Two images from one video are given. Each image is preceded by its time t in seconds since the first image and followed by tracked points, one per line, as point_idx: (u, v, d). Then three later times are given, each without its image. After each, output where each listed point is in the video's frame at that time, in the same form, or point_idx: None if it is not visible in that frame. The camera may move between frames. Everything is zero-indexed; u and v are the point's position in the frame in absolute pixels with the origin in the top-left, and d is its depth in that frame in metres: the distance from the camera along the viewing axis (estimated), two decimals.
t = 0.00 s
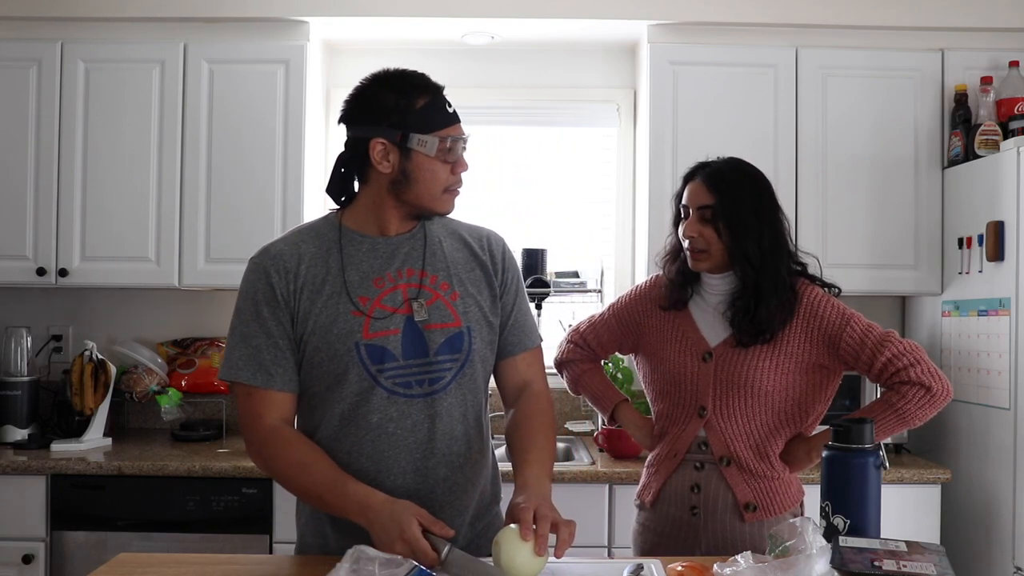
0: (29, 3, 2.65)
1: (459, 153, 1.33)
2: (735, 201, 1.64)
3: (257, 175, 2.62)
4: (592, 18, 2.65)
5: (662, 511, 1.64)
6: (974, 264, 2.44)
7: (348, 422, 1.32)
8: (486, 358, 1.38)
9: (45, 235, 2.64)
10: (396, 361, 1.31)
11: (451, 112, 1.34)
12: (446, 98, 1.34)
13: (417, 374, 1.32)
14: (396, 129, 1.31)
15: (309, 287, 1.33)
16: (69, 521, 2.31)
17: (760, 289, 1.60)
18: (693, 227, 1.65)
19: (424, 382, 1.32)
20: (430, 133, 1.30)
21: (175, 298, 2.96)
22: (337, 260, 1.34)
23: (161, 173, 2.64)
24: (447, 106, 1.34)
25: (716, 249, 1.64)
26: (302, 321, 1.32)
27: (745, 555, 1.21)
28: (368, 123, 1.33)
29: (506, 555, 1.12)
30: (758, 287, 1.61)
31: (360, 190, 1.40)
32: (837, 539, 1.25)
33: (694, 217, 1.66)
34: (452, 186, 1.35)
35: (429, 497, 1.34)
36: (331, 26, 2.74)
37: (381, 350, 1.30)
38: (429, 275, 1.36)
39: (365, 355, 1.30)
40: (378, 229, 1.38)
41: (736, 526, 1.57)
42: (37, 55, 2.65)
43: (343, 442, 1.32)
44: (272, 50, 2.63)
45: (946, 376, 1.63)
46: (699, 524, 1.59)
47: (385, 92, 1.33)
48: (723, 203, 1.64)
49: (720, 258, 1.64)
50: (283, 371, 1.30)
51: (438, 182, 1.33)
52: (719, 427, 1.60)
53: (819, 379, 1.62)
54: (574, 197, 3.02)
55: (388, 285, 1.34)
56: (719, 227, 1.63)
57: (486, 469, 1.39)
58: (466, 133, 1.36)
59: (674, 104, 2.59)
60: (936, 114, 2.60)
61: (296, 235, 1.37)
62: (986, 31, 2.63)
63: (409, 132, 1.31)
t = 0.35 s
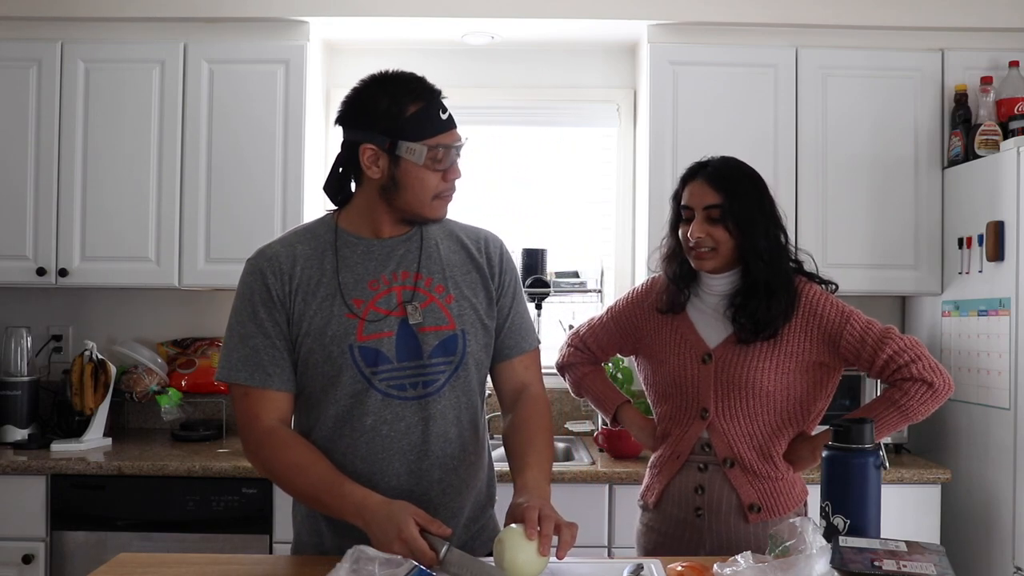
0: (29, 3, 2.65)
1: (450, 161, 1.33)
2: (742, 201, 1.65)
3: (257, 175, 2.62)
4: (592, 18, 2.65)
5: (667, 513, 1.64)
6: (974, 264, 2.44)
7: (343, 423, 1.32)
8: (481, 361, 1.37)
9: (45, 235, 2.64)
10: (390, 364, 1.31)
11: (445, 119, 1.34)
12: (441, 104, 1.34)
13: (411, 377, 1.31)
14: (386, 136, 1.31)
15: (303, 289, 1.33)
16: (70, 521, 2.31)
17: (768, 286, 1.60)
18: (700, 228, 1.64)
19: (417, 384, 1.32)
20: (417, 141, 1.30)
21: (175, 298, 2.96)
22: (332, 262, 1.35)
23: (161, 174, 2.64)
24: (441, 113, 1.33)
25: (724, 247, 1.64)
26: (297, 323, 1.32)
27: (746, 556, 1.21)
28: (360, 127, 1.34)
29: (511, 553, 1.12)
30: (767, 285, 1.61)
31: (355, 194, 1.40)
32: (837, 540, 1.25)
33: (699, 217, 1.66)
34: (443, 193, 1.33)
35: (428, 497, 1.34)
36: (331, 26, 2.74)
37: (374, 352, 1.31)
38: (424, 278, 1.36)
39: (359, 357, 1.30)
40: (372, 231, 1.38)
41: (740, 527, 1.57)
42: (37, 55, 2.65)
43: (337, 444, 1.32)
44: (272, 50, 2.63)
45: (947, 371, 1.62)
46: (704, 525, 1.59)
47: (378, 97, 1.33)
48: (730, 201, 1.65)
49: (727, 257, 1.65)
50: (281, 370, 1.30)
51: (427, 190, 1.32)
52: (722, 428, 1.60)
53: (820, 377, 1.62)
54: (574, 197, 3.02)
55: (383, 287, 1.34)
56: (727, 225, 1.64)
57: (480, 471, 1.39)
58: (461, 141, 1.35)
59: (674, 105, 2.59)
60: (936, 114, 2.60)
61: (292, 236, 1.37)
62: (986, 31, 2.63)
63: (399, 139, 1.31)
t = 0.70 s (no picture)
0: (30, 3, 2.65)
1: (415, 175, 1.28)
2: (727, 203, 1.65)
3: (257, 175, 2.62)
4: (592, 18, 2.65)
5: (665, 512, 1.64)
6: (974, 264, 2.44)
7: (342, 422, 1.32)
8: (479, 363, 1.37)
9: (45, 235, 2.64)
10: (387, 363, 1.31)
11: (421, 132, 1.28)
12: (421, 117, 1.28)
13: (409, 377, 1.31)
14: (360, 137, 1.31)
15: (302, 287, 1.33)
16: (70, 521, 2.31)
17: (754, 290, 1.60)
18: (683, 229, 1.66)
19: (415, 384, 1.32)
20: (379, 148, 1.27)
21: (175, 298, 2.96)
22: (331, 261, 1.35)
23: (161, 173, 2.64)
24: (418, 126, 1.28)
25: (709, 250, 1.65)
26: (296, 321, 1.32)
27: (746, 555, 1.21)
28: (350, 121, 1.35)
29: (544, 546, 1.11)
30: (749, 288, 1.61)
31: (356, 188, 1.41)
32: (837, 540, 1.25)
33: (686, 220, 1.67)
34: (403, 206, 1.30)
35: (427, 496, 1.34)
36: (331, 26, 2.74)
37: (371, 350, 1.30)
38: (423, 278, 1.36)
39: (355, 355, 1.30)
40: (359, 228, 1.38)
41: (738, 526, 1.57)
42: (37, 55, 2.65)
43: (335, 443, 1.32)
44: (272, 50, 2.63)
45: (945, 371, 1.62)
46: (702, 524, 1.59)
47: (369, 97, 1.32)
48: (714, 203, 1.65)
49: (714, 259, 1.65)
50: (281, 367, 1.30)
51: (387, 198, 1.30)
52: (720, 428, 1.60)
53: (819, 377, 1.62)
54: (574, 197, 3.02)
55: (381, 287, 1.34)
56: (710, 227, 1.64)
57: (482, 472, 1.39)
58: (444, 155, 1.30)
59: (674, 105, 2.59)
60: (936, 114, 2.60)
61: (293, 235, 1.38)
62: (986, 31, 2.63)
63: (366, 143, 1.30)
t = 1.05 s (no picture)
0: (30, 3, 2.65)
1: (424, 174, 1.29)
2: (726, 199, 1.65)
3: (257, 176, 2.62)
4: (592, 18, 2.65)
5: (661, 512, 1.64)
6: (974, 264, 2.44)
7: (340, 420, 1.32)
8: (479, 363, 1.37)
9: (45, 235, 2.64)
10: (386, 362, 1.31)
11: (429, 132, 1.29)
12: (428, 116, 1.30)
13: (409, 376, 1.31)
14: (366, 138, 1.31)
15: (302, 285, 1.33)
16: (69, 521, 2.31)
17: (751, 286, 1.61)
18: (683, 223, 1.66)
19: (415, 384, 1.32)
20: (387, 148, 1.28)
21: (175, 298, 2.96)
22: (331, 260, 1.35)
23: (161, 174, 2.64)
24: (425, 126, 1.29)
25: (707, 246, 1.65)
26: (295, 319, 1.32)
27: (746, 555, 1.22)
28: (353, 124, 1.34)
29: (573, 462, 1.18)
30: (749, 285, 1.62)
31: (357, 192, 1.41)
32: (837, 540, 1.25)
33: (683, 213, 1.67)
34: (412, 205, 1.30)
35: (427, 496, 1.34)
36: (332, 26, 2.74)
37: (370, 349, 1.30)
38: (423, 278, 1.36)
39: (355, 354, 1.30)
40: (361, 229, 1.38)
41: (732, 527, 1.57)
42: (37, 55, 2.65)
43: (333, 442, 1.32)
44: (272, 50, 2.63)
45: (940, 375, 1.61)
46: (697, 524, 1.59)
47: (372, 99, 1.32)
48: (713, 199, 1.66)
49: (711, 254, 1.66)
50: (281, 365, 1.30)
51: (394, 197, 1.29)
52: (714, 428, 1.60)
53: (813, 378, 1.61)
54: (574, 197, 3.02)
55: (381, 286, 1.34)
56: (709, 221, 1.64)
57: (481, 472, 1.39)
58: (448, 155, 1.31)
59: (674, 105, 2.59)
60: (936, 114, 2.60)
61: (293, 234, 1.38)
62: (986, 31, 2.63)
63: (373, 144, 1.30)
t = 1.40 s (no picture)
0: (30, 3, 2.65)
1: (432, 173, 1.29)
2: (724, 201, 1.65)
3: (257, 176, 2.62)
4: (592, 18, 2.65)
5: (661, 512, 1.64)
6: (974, 264, 2.44)
7: (342, 420, 1.31)
8: (481, 362, 1.37)
9: (45, 234, 2.64)
10: (389, 361, 1.31)
11: (437, 131, 1.29)
12: (435, 115, 1.30)
13: (413, 374, 1.31)
14: (373, 136, 1.31)
15: (304, 284, 1.33)
16: (69, 521, 2.31)
17: (751, 286, 1.60)
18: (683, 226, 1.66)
19: (418, 382, 1.32)
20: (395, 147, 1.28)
21: (175, 298, 2.96)
22: (334, 259, 1.35)
23: (161, 174, 2.64)
24: (433, 125, 1.29)
25: (707, 248, 1.65)
26: (298, 318, 1.32)
27: (746, 555, 1.22)
28: (357, 124, 1.34)
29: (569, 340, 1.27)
30: (749, 284, 1.61)
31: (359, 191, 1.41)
32: (837, 540, 1.25)
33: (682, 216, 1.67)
34: (419, 203, 1.31)
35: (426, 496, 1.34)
36: (332, 26, 2.74)
37: (374, 348, 1.31)
38: (425, 277, 1.36)
39: (358, 353, 1.31)
40: (363, 228, 1.38)
41: (731, 527, 1.57)
42: (37, 55, 2.65)
43: (333, 443, 1.32)
44: (272, 50, 2.63)
45: (940, 372, 1.61)
46: (696, 524, 1.59)
47: (378, 98, 1.32)
48: (711, 200, 1.65)
49: (713, 257, 1.66)
50: (281, 364, 1.30)
51: (400, 195, 1.30)
52: (713, 427, 1.60)
53: (812, 377, 1.61)
54: (574, 197, 3.02)
55: (384, 285, 1.34)
56: (710, 225, 1.64)
57: (480, 471, 1.39)
58: (454, 154, 1.31)
59: (674, 105, 2.59)
60: (936, 114, 2.60)
61: (295, 232, 1.38)
62: (986, 31, 2.63)
63: (381, 143, 1.29)
